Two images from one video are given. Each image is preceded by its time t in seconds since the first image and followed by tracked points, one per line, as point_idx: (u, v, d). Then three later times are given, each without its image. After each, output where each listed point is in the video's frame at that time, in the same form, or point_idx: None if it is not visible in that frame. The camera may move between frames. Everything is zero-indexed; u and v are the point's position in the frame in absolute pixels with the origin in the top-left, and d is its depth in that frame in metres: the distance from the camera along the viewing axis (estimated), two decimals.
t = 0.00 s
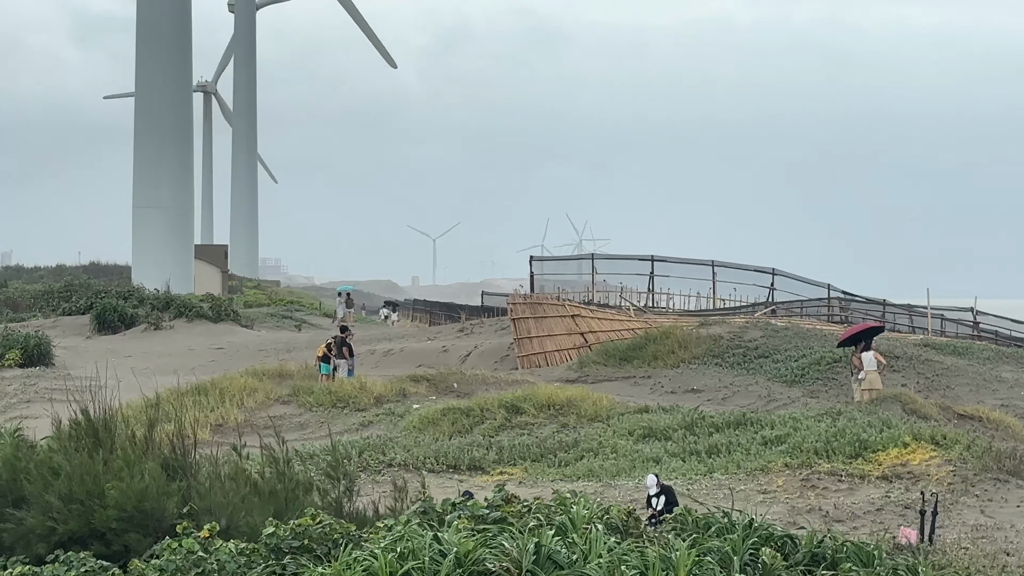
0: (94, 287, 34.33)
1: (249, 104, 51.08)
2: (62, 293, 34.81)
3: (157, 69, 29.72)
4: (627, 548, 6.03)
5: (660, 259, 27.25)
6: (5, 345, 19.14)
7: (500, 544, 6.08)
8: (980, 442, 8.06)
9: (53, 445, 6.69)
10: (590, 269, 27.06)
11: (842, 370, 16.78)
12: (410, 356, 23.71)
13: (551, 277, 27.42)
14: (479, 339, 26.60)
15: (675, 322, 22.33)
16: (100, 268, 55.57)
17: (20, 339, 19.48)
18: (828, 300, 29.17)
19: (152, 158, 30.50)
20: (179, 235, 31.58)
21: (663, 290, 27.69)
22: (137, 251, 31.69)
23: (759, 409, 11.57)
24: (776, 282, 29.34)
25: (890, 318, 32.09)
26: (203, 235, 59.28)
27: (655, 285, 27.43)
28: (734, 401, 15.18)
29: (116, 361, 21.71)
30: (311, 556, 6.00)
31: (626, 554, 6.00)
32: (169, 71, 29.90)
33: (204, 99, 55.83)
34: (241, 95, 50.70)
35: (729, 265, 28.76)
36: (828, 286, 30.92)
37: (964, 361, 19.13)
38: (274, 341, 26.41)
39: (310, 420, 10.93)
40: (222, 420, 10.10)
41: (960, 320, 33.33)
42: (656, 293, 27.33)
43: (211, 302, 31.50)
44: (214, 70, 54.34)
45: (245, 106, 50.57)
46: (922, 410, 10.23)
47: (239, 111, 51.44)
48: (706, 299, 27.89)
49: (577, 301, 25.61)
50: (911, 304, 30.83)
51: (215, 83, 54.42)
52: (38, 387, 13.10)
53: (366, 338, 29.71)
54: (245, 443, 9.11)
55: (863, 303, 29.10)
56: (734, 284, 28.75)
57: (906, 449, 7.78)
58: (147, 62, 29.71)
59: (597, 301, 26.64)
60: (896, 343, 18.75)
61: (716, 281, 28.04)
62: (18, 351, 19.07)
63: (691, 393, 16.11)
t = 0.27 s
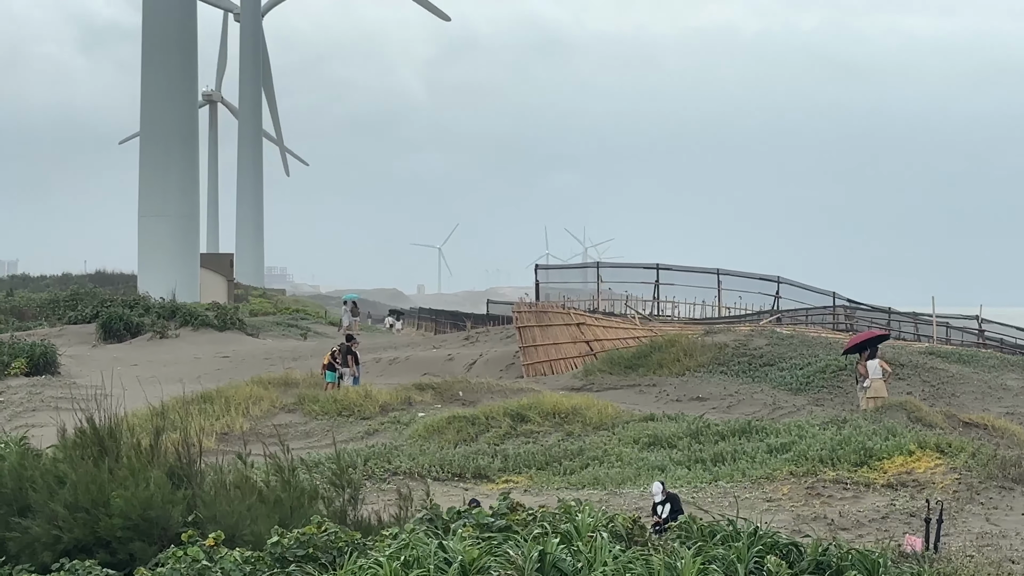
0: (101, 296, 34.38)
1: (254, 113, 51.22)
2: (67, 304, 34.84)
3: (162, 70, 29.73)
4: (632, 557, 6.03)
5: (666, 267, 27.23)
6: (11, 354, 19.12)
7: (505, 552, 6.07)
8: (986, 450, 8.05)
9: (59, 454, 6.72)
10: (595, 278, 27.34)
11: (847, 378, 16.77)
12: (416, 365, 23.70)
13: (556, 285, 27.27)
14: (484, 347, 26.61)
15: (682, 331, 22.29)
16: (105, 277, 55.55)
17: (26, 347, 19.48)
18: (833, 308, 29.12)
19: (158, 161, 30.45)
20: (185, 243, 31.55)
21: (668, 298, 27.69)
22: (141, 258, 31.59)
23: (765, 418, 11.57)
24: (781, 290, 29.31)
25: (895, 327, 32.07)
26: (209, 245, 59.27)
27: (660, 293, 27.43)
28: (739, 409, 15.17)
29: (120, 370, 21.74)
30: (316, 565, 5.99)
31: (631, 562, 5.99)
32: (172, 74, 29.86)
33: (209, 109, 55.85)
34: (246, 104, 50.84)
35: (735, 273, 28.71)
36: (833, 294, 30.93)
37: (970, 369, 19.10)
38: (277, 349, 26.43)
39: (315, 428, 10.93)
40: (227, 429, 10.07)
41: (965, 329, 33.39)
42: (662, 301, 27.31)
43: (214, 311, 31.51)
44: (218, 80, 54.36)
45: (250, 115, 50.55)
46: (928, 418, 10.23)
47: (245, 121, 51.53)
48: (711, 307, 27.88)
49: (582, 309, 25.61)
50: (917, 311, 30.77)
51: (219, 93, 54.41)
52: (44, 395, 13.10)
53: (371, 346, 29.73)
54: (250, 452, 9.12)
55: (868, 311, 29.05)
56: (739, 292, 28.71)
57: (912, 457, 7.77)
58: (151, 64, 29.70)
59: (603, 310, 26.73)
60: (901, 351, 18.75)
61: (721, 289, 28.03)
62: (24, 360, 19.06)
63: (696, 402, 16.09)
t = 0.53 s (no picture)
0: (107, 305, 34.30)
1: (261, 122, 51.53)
2: (73, 311, 34.85)
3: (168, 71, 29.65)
4: (634, 564, 6.07)
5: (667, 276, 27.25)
6: (20, 363, 19.18)
7: (508, 559, 6.12)
8: (985, 458, 8.10)
9: (68, 461, 6.78)
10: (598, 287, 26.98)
11: (847, 386, 16.82)
12: (422, 373, 23.74)
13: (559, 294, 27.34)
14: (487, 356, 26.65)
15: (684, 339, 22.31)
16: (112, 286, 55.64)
17: (34, 356, 19.55)
18: (834, 317, 29.17)
19: (164, 164, 30.46)
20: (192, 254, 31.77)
21: (669, 307, 27.75)
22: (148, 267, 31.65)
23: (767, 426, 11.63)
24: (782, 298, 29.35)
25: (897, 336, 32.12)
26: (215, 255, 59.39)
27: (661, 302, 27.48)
28: (740, 417, 15.19)
29: (128, 378, 21.77)
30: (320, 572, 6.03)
31: (632, 569, 6.03)
32: (178, 74, 29.80)
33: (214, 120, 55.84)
34: (253, 115, 51.18)
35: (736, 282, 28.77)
36: (834, 303, 30.97)
37: (969, 377, 19.14)
38: (281, 358, 26.41)
39: (319, 436, 10.97)
40: (233, 437, 10.08)
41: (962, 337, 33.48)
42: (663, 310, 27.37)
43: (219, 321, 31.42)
44: (221, 90, 54.33)
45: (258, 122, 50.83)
46: (926, 425, 10.28)
47: (251, 130, 51.82)
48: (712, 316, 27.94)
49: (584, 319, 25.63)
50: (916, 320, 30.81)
51: (223, 102, 54.40)
52: (49, 403, 13.12)
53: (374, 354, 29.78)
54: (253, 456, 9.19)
55: (867, 319, 29.09)
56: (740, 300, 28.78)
57: (912, 464, 7.82)
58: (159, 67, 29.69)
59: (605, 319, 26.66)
60: (901, 359, 18.79)
61: (721, 298, 28.11)
62: (31, 368, 19.13)
63: (697, 409, 16.12)
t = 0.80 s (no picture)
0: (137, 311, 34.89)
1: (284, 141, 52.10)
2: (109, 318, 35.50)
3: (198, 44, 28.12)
4: (624, 546, 6.69)
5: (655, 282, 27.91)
6: (61, 365, 19.66)
7: (509, 541, 6.75)
8: (945, 447, 8.76)
9: (108, 451, 7.41)
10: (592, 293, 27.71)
11: (819, 384, 17.46)
12: (432, 373, 24.14)
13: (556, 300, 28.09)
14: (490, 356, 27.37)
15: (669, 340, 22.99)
16: (146, 293, 56.47)
17: (72, 356, 20.03)
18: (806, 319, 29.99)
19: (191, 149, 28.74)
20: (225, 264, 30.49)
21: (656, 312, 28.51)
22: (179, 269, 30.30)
23: (747, 419, 12.28)
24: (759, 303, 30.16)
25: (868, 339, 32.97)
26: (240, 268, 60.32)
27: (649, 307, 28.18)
28: (721, 412, 15.78)
29: (160, 378, 22.35)
30: (338, 554, 6.65)
31: (622, 551, 6.67)
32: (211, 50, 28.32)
33: (241, 140, 56.77)
34: (275, 137, 52.03)
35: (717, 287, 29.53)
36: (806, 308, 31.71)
37: (928, 373, 19.87)
38: (301, 359, 27.03)
39: (337, 430, 11.56)
40: (259, 431, 10.58)
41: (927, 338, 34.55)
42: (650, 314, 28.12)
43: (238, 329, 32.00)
44: (245, 111, 55.15)
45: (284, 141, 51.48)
46: (891, 419, 10.88)
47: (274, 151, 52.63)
48: (695, 320, 28.69)
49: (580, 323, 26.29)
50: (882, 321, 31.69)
51: (249, 124, 55.15)
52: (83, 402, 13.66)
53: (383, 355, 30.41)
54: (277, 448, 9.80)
55: (838, 322, 29.81)
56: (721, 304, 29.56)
57: (879, 454, 8.44)
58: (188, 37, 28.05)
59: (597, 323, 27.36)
60: (868, 359, 19.47)
61: (704, 302, 28.84)
62: (72, 370, 19.62)
63: (682, 405, 16.72)
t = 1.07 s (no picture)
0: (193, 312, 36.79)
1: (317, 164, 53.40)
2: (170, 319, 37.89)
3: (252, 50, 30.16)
4: (606, 511, 7.99)
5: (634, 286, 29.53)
6: (128, 357, 22.24)
7: (509, 507, 8.05)
8: (878, 429, 10.12)
9: (167, 432, 8.70)
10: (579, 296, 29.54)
11: (772, 373, 18.64)
12: (441, 365, 25.83)
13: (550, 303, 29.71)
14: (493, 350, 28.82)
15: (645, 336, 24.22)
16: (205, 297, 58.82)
17: (137, 352, 22.70)
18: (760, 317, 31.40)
19: (245, 162, 30.80)
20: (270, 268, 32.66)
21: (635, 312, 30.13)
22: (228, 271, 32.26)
23: (714, 403, 13.61)
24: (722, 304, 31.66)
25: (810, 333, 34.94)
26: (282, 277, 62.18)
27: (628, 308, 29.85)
28: (689, 397, 17.04)
29: (216, 369, 23.78)
30: (364, 517, 7.93)
31: (605, 515, 7.94)
32: (261, 65, 30.45)
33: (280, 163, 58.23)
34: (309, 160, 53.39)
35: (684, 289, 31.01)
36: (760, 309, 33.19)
37: (864, 364, 21.07)
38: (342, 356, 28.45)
39: (362, 413, 12.83)
40: (296, 413, 11.74)
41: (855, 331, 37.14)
42: (629, 314, 29.70)
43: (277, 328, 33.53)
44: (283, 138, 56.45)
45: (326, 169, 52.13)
46: (833, 404, 12.11)
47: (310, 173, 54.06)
48: (666, 320, 30.25)
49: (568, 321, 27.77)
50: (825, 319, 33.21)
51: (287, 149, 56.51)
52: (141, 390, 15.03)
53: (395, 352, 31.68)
54: (320, 428, 11.00)
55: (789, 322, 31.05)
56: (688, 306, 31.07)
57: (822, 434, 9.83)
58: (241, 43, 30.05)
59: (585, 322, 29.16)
60: (812, 352, 20.89)
61: (675, 304, 30.36)
62: (139, 361, 22.25)
63: (654, 391, 18.06)
